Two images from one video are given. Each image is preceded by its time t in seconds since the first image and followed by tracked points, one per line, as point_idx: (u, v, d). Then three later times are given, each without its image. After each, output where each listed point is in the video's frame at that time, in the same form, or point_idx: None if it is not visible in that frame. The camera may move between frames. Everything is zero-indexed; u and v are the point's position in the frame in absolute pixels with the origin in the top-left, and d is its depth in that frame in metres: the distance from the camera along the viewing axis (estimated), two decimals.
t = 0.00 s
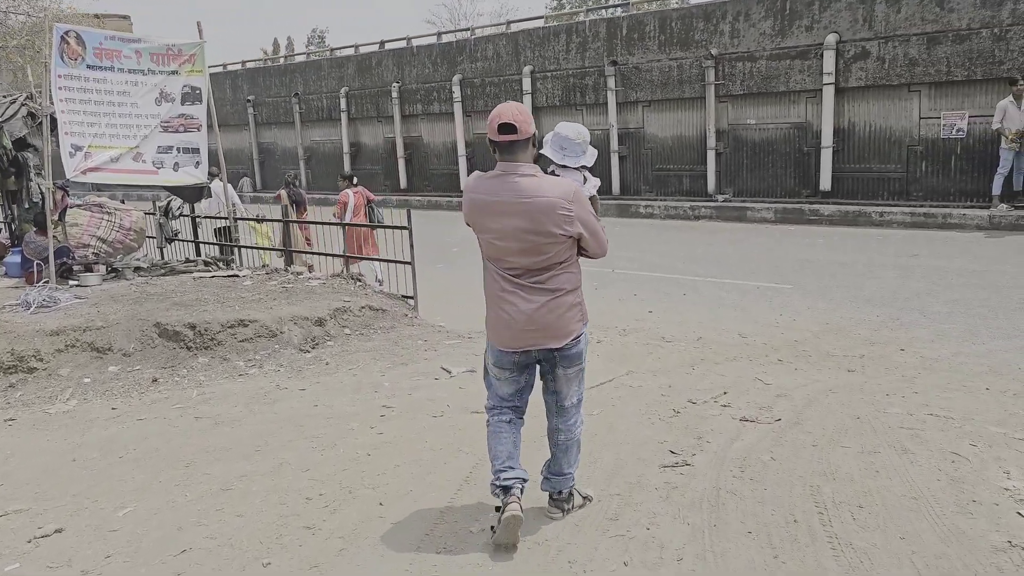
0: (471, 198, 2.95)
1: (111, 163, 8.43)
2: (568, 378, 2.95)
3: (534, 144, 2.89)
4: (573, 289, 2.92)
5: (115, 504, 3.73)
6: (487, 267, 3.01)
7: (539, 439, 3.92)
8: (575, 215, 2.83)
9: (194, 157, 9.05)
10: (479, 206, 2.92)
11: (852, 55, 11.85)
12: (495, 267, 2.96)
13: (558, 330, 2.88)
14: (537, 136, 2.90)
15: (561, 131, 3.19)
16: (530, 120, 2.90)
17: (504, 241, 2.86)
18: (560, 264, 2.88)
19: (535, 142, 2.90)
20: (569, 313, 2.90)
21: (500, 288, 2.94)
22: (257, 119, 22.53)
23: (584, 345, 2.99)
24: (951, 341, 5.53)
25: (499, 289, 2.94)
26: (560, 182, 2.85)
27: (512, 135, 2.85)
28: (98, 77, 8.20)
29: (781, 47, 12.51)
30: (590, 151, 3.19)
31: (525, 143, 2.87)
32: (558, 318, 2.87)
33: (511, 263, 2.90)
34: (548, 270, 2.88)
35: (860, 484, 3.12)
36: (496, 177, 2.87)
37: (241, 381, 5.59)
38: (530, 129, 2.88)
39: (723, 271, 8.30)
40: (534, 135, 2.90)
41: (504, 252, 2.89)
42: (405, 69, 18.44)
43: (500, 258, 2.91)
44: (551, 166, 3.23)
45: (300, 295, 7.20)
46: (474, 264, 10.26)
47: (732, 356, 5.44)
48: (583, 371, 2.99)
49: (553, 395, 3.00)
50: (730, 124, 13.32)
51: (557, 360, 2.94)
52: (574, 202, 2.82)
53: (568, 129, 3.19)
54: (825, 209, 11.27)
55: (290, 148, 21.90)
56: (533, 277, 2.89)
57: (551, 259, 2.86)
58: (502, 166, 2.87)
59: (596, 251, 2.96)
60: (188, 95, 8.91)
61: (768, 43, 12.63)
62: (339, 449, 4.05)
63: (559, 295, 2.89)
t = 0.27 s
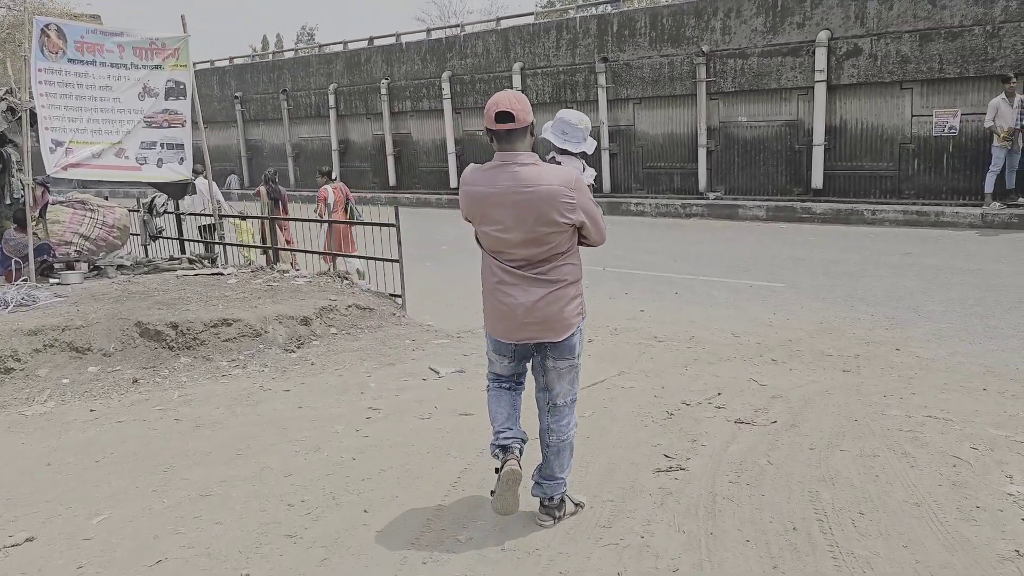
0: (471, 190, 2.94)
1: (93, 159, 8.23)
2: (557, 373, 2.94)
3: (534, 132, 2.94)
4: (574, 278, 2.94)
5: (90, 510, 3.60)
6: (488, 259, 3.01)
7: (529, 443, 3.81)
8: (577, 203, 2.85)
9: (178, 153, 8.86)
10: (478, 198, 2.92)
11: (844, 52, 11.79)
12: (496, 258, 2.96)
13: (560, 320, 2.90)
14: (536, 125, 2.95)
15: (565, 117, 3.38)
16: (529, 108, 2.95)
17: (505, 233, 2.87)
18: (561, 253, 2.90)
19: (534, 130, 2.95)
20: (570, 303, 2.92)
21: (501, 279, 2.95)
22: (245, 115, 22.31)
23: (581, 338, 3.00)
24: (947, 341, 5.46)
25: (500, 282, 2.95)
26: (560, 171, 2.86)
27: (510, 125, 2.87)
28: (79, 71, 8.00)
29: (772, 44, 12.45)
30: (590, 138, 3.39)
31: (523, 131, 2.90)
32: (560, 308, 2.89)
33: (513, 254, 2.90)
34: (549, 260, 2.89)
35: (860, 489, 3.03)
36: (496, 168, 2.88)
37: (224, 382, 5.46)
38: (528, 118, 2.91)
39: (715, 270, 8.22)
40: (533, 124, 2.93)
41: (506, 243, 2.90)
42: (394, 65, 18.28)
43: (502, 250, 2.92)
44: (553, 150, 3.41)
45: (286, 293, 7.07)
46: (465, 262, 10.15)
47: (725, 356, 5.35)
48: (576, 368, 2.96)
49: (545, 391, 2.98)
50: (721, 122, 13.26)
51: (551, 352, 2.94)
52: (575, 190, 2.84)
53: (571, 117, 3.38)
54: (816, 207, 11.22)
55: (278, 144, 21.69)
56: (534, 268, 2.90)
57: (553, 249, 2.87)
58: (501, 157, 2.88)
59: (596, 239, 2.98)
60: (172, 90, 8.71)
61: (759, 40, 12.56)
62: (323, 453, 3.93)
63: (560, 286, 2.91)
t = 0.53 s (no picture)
0: (467, 182, 2.86)
1: (74, 155, 8.02)
2: (546, 372, 2.85)
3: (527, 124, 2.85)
4: (569, 274, 2.85)
5: (63, 517, 3.47)
6: (483, 253, 2.93)
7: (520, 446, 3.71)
8: (574, 194, 2.76)
9: (162, 148, 8.62)
10: (475, 190, 2.84)
11: (837, 48, 11.74)
12: (491, 251, 2.88)
13: (553, 316, 2.81)
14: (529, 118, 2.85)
15: (554, 110, 3.16)
16: (523, 101, 2.85)
17: (500, 224, 2.79)
18: (557, 246, 2.81)
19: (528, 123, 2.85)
20: (564, 298, 2.83)
21: (495, 272, 2.87)
22: (232, 110, 22.09)
23: (574, 336, 2.89)
24: (943, 340, 5.39)
25: (494, 275, 2.87)
26: (558, 162, 2.77)
27: (504, 117, 2.79)
28: (60, 64, 7.79)
29: (765, 40, 12.38)
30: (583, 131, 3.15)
31: (519, 124, 2.81)
32: (554, 303, 2.80)
33: (508, 247, 2.82)
34: (544, 253, 2.80)
35: (861, 495, 2.94)
36: (493, 159, 2.80)
37: (207, 383, 5.33)
38: (524, 110, 2.83)
39: (707, 267, 8.14)
40: (529, 115, 2.84)
41: (501, 235, 2.82)
42: (383, 60, 18.12)
43: (497, 242, 2.83)
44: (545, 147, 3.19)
45: (272, 291, 6.94)
46: (455, 259, 10.05)
47: (718, 355, 5.26)
48: (568, 368, 2.86)
49: (535, 391, 2.89)
50: (713, 118, 13.18)
51: (539, 350, 2.85)
52: (573, 182, 2.75)
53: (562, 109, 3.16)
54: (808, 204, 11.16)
55: (266, 140, 21.48)
56: (529, 261, 2.82)
57: (548, 242, 2.78)
58: (499, 148, 2.80)
59: (594, 234, 2.90)
60: (156, 84, 8.47)
61: (752, 36, 12.49)
62: (307, 457, 3.81)
63: (555, 280, 2.81)
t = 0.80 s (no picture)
0: (461, 174, 2.78)
1: (56, 151, 7.84)
2: (539, 368, 2.74)
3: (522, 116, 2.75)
4: (563, 268, 2.74)
5: (37, 524, 3.34)
6: (477, 246, 2.85)
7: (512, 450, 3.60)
8: (568, 187, 2.66)
9: (147, 144, 8.33)
10: (468, 181, 2.76)
11: (831, 46, 11.68)
12: (484, 244, 2.79)
13: (544, 310, 2.70)
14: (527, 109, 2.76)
15: (544, 106, 3.07)
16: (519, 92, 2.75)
17: (491, 216, 2.70)
18: (550, 240, 2.71)
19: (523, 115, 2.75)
20: (556, 293, 2.72)
21: (488, 265, 2.78)
22: (221, 108, 21.89)
23: (568, 333, 2.78)
24: (940, 339, 5.32)
25: (486, 268, 2.78)
26: (552, 154, 2.68)
27: (495, 110, 2.68)
28: (42, 58, 7.62)
29: (758, 37, 12.32)
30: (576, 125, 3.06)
31: (512, 116, 2.71)
32: (544, 298, 2.69)
33: (500, 239, 2.73)
34: (537, 246, 2.71)
35: (864, 500, 2.85)
36: (486, 150, 2.71)
37: (191, 384, 5.20)
38: (520, 101, 2.72)
39: (701, 266, 8.05)
40: (524, 106, 2.74)
41: (493, 228, 2.73)
42: (374, 58, 17.99)
43: (489, 234, 2.75)
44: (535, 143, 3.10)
45: (258, 290, 6.81)
46: (446, 257, 9.94)
47: (714, 355, 5.17)
48: (561, 364, 2.76)
49: (529, 387, 2.79)
50: (706, 116, 13.11)
51: (531, 344, 2.74)
52: (566, 174, 2.65)
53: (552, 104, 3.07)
54: (802, 202, 11.10)
55: (255, 138, 21.30)
56: (521, 255, 2.72)
57: (541, 235, 2.68)
58: (492, 139, 2.71)
59: (590, 229, 2.79)
60: (141, 79, 8.20)
61: (745, 33, 12.43)
62: (292, 461, 3.70)
63: (547, 275, 2.71)
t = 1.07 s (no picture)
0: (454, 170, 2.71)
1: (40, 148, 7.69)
2: (533, 366, 2.63)
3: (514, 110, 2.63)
4: (554, 268, 2.63)
5: (11, 533, 3.21)
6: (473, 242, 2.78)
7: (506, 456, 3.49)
8: (556, 185, 2.54)
9: (133, 142, 8.20)
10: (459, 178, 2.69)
11: (827, 46, 11.63)
12: (477, 241, 2.72)
13: (531, 311, 2.60)
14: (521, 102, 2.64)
15: (541, 97, 2.93)
16: (511, 86, 2.64)
17: (480, 214, 2.62)
18: (541, 239, 2.60)
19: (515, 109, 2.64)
20: (547, 294, 2.61)
21: (479, 263, 2.71)
22: (212, 109, 21.72)
23: (564, 331, 2.66)
24: (941, 342, 5.23)
25: (478, 265, 2.72)
26: (543, 151, 2.56)
27: (484, 106, 2.58)
28: (25, 54, 7.43)
29: (754, 37, 12.26)
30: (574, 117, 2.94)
31: (502, 112, 2.59)
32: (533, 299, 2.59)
33: (491, 237, 2.65)
34: (528, 245, 2.61)
35: (872, 508, 2.75)
36: (475, 147, 2.62)
37: (175, 387, 5.07)
38: (510, 95, 2.61)
39: (697, 268, 7.96)
40: (516, 101, 2.63)
41: (483, 225, 2.66)
42: (367, 58, 17.86)
43: (479, 232, 2.67)
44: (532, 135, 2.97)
45: (246, 291, 6.68)
46: (438, 259, 9.81)
47: (711, 359, 5.07)
48: (558, 361, 2.64)
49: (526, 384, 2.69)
50: (701, 117, 13.04)
51: (525, 341, 2.64)
52: (555, 172, 2.53)
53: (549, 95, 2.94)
54: (796, 204, 11.03)
55: (246, 138, 21.13)
56: (512, 253, 2.64)
57: (530, 233, 2.59)
58: (481, 136, 2.62)
59: (585, 227, 2.65)
60: (127, 76, 8.04)
61: (741, 33, 12.37)
62: (277, 468, 3.58)
63: (536, 275, 2.60)
